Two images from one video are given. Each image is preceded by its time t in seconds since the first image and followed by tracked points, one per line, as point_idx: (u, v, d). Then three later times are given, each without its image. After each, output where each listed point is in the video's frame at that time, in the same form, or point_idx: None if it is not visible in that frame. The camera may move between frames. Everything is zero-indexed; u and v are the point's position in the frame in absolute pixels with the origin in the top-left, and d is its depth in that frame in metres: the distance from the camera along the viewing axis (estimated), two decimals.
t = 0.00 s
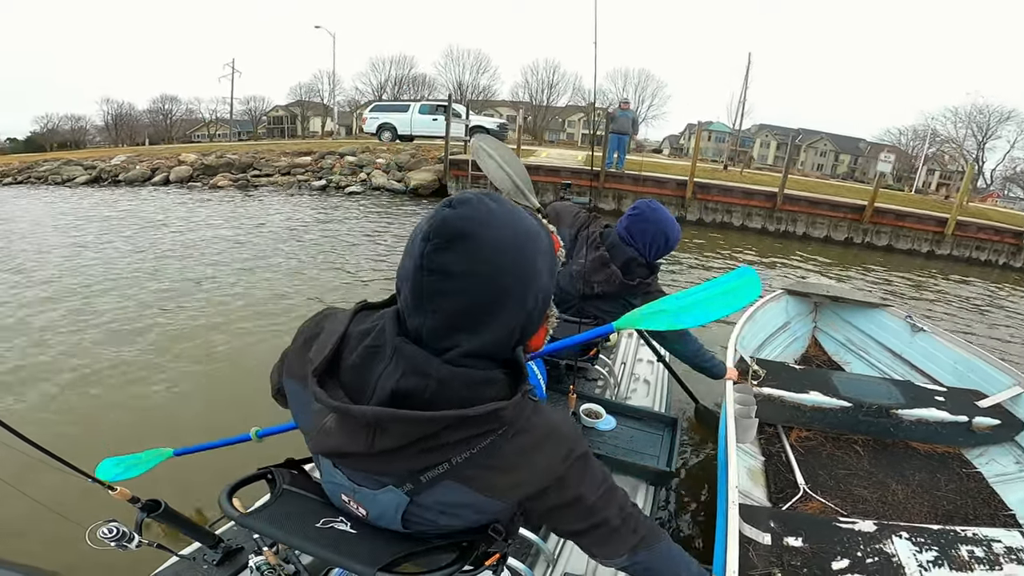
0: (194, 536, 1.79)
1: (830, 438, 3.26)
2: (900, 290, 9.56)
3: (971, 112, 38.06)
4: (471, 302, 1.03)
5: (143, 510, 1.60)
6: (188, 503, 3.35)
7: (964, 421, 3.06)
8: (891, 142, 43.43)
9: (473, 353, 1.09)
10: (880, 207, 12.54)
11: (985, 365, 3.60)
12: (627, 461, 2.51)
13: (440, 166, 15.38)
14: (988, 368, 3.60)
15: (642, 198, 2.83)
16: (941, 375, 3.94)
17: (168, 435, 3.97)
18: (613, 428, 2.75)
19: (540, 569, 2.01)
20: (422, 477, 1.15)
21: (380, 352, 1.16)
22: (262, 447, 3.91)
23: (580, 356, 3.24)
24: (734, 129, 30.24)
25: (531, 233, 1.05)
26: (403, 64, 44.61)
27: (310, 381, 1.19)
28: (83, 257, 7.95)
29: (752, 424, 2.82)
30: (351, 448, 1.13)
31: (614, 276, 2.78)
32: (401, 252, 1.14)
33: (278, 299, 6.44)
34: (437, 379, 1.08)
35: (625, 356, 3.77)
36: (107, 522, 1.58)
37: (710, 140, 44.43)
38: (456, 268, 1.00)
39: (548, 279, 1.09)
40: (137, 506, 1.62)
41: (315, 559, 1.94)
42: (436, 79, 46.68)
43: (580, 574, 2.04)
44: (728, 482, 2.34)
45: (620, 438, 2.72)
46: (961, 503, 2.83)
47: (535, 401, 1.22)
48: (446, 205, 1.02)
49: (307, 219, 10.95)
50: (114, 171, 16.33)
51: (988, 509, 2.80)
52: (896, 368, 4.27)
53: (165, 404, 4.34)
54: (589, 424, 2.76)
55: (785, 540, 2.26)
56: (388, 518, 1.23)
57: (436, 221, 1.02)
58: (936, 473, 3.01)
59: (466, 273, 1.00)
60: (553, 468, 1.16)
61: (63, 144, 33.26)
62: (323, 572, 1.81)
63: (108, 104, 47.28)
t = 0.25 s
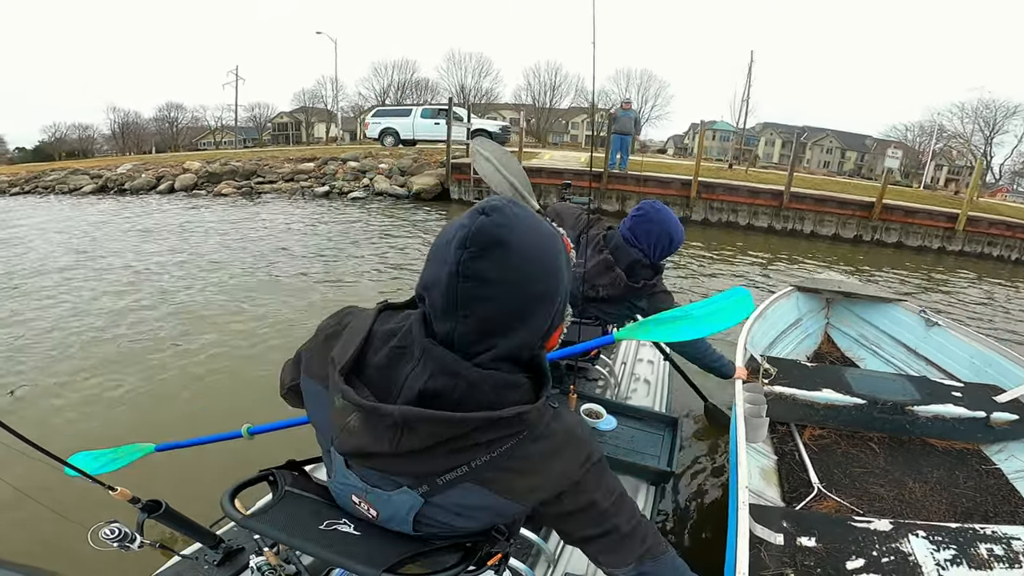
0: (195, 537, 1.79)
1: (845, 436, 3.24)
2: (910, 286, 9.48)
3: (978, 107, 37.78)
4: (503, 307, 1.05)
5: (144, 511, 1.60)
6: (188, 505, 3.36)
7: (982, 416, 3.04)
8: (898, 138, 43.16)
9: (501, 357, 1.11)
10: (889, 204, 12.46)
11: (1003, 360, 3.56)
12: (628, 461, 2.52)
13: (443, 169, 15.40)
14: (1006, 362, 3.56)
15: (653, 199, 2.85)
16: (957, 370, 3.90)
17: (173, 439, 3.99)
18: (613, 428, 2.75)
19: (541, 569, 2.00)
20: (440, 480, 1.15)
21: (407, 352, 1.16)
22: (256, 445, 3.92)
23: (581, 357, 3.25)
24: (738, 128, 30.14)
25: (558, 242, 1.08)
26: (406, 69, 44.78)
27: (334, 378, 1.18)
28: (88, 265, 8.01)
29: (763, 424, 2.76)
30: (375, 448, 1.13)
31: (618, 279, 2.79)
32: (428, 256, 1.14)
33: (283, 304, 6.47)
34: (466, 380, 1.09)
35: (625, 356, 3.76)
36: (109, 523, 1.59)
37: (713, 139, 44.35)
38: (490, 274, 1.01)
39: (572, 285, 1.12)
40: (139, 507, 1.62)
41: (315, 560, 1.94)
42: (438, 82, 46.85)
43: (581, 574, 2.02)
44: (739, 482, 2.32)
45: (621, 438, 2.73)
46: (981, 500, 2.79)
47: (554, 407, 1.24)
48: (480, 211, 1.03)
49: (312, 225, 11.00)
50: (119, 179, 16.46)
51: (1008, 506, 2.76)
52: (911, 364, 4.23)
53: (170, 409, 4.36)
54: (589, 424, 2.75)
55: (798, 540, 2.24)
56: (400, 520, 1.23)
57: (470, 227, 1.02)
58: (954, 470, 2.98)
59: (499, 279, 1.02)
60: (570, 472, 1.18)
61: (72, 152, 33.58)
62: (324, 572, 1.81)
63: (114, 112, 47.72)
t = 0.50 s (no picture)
0: (195, 537, 1.79)
1: (860, 433, 3.23)
2: (920, 279, 9.40)
3: (983, 99, 37.48)
4: (525, 318, 1.05)
5: (143, 511, 1.60)
6: (189, 506, 3.38)
7: (1000, 411, 2.96)
8: (903, 132, 42.86)
9: (519, 367, 1.11)
10: (897, 198, 12.37)
11: (1019, 352, 3.53)
12: (628, 461, 2.54)
13: (444, 175, 15.44)
14: (1021, 354, 3.53)
15: (647, 199, 2.94)
16: (973, 364, 3.86)
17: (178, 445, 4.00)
18: (613, 428, 2.76)
19: (541, 569, 1.99)
20: (448, 488, 1.16)
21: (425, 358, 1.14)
22: (252, 445, 3.97)
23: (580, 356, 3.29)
24: (740, 127, 30.04)
25: (580, 257, 1.08)
26: (407, 76, 44.98)
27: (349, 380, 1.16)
28: (94, 277, 8.07)
29: (773, 421, 2.78)
30: (388, 453, 1.12)
31: (623, 285, 2.85)
32: (449, 263, 1.13)
33: (288, 312, 6.50)
34: (484, 390, 1.09)
35: (625, 356, 3.75)
36: (109, 523, 1.59)
37: (716, 138, 44.28)
38: (512, 284, 1.01)
39: (592, 300, 1.12)
40: (138, 507, 1.62)
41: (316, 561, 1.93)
42: (439, 88, 47.04)
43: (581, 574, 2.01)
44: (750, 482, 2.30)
45: (621, 438, 2.75)
46: (1001, 496, 2.76)
47: (569, 417, 1.25)
48: (505, 221, 1.03)
49: (316, 233, 11.05)
50: (124, 192, 16.59)
51: None
52: (925, 358, 4.20)
53: (175, 417, 4.38)
54: (589, 424, 2.75)
55: (813, 539, 2.22)
56: (405, 526, 1.24)
57: (495, 237, 1.01)
58: (973, 466, 2.96)
59: (522, 290, 1.01)
60: (580, 484, 1.19)
61: (79, 166, 33.92)
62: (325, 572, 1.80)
63: (120, 125, 48.16)
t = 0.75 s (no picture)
0: (193, 536, 1.79)
1: (866, 431, 3.24)
2: (924, 276, 9.36)
3: (985, 96, 37.38)
4: (537, 322, 1.05)
5: (141, 510, 1.60)
6: (187, 506, 3.39)
7: (1007, 407, 2.97)
8: (905, 130, 42.76)
9: (532, 373, 1.11)
10: (900, 196, 12.34)
11: None
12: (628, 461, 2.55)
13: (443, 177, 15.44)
14: None
15: (642, 198, 2.93)
16: (978, 360, 3.85)
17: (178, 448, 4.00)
18: (612, 427, 2.78)
19: (538, 568, 1.98)
20: (455, 494, 1.16)
21: (440, 362, 1.15)
22: (246, 446, 3.97)
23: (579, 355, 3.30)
24: (740, 127, 29.99)
25: (593, 261, 1.09)
26: (406, 79, 45.05)
27: (362, 383, 1.18)
28: (94, 282, 8.09)
29: (779, 419, 2.66)
30: (398, 458, 1.12)
31: (625, 289, 2.88)
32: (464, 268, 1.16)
33: (290, 316, 6.51)
34: (497, 396, 1.09)
35: (624, 355, 3.74)
36: (107, 522, 1.59)
37: (716, 138, 44.25)
38: (524, 286, 1.03)
39: (606, 308, 1.12)
40: (136, 505, 1.63)
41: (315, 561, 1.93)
42: (439, 91, 47.11)
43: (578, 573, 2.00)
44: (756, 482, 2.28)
45: (619, 438, 2.77)
46: (1009, 494, 2.75)
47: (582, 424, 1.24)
48: (519, 226, 1.05)
49: (317, 237, 11.07)
50: (124, 198, 16.64)
51: None
52: (930, 355, 4.19)
53: (177, 420, 4.39)
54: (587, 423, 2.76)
55: (820, 539, 2.21)
56: (410, 530, 1.24)
57: (510, 240, 1.04)
58: (981, 463, 2.95)
59: (536, 294, 1.02)
60: (592, 492, 1.18)
61: (81, 172, 34.02)
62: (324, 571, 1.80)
63: (121, 131, 48.32)
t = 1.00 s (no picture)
0: (193, 537, 1.79)
1: (869, 434, 3.23)
2: (929, 277, 9.33)
3: (990, 96, 37.21)
4: (557, 332, 1.05)
5: (141, 511, 1.60)
6: (187, 507, 3.40)
7: (1011, 409, 2.94)
8: (908, 130, 42.62)
9: (547, 383, 1.11)
10: (905, 196, 12.30)
11: None
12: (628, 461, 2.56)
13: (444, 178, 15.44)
14: None
15: (641, 201, 2.97)
16: (982, 362, 3.84)
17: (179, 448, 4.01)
18: (612, 428, 2.79)
19: (539, 569, 1.97)
20: (464, 502, 1.17)
21: (454, 369, 1.13)
22: (243, 448, 3.98)
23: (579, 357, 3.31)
24: (743, 127, 29.93)
25: (613, 272, 1.10)
26: (409, 79, 45.10)
27: (375, 388, 1.15)
28: (96, 283, 8.12)
29: (782, 422, 2.75)
30: (410, 466, 1.11)
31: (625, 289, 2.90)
32: (484, 274, 1.16)
33: (291, 317, 6.53)
34: (513, 406, 1.08)
35: (624, 356, 3.75)
36: (107, 523, 1.59)
37: (719, 138, 44.22)
38: (546, 295, 1.03)
39: (622, 320, 1.13)
40: (136, 506, 1.63)
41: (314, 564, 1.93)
42: (441, 91, 47.18)
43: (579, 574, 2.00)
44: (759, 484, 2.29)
45: (620, 439, 2.79)
46: (1014, 497, 2.74)
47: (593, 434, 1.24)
48: (544, 235, 1.05)
49: (318, 238, 11.09)
50: (126, 198, 16.70)
51: None
52: (933, 356, 4.17)
53: (178, 420, 4.40)
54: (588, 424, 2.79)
55: (825, 544, 2.20)
56: (416, 536, 1.25)
57: (534, 249, 1.03)
58: (985, 466, 2.94)
59: (558, 303, 1.03)
60: (601, 501, 1.19)
61: (85, 173, 34.12)
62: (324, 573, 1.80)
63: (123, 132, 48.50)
